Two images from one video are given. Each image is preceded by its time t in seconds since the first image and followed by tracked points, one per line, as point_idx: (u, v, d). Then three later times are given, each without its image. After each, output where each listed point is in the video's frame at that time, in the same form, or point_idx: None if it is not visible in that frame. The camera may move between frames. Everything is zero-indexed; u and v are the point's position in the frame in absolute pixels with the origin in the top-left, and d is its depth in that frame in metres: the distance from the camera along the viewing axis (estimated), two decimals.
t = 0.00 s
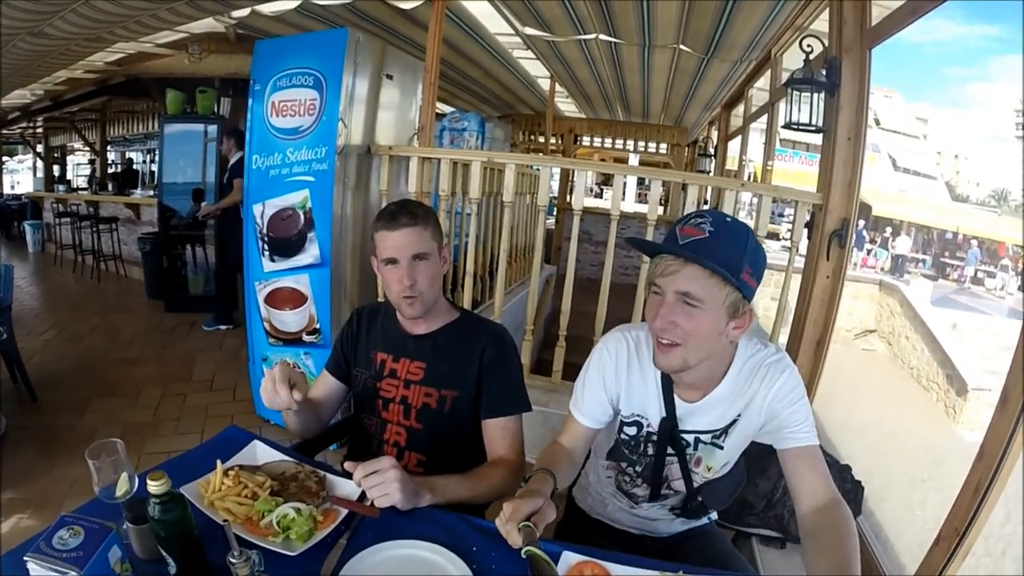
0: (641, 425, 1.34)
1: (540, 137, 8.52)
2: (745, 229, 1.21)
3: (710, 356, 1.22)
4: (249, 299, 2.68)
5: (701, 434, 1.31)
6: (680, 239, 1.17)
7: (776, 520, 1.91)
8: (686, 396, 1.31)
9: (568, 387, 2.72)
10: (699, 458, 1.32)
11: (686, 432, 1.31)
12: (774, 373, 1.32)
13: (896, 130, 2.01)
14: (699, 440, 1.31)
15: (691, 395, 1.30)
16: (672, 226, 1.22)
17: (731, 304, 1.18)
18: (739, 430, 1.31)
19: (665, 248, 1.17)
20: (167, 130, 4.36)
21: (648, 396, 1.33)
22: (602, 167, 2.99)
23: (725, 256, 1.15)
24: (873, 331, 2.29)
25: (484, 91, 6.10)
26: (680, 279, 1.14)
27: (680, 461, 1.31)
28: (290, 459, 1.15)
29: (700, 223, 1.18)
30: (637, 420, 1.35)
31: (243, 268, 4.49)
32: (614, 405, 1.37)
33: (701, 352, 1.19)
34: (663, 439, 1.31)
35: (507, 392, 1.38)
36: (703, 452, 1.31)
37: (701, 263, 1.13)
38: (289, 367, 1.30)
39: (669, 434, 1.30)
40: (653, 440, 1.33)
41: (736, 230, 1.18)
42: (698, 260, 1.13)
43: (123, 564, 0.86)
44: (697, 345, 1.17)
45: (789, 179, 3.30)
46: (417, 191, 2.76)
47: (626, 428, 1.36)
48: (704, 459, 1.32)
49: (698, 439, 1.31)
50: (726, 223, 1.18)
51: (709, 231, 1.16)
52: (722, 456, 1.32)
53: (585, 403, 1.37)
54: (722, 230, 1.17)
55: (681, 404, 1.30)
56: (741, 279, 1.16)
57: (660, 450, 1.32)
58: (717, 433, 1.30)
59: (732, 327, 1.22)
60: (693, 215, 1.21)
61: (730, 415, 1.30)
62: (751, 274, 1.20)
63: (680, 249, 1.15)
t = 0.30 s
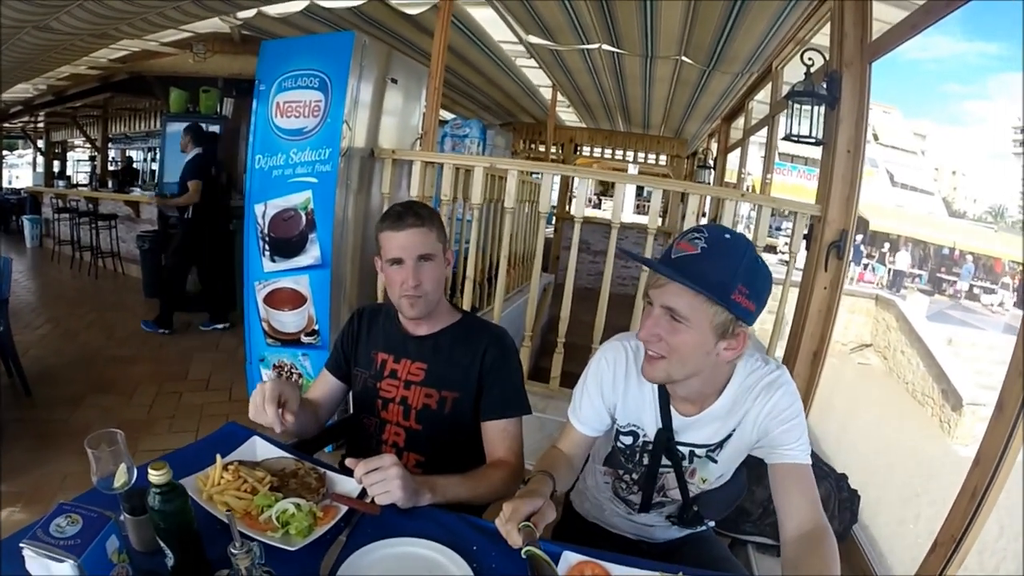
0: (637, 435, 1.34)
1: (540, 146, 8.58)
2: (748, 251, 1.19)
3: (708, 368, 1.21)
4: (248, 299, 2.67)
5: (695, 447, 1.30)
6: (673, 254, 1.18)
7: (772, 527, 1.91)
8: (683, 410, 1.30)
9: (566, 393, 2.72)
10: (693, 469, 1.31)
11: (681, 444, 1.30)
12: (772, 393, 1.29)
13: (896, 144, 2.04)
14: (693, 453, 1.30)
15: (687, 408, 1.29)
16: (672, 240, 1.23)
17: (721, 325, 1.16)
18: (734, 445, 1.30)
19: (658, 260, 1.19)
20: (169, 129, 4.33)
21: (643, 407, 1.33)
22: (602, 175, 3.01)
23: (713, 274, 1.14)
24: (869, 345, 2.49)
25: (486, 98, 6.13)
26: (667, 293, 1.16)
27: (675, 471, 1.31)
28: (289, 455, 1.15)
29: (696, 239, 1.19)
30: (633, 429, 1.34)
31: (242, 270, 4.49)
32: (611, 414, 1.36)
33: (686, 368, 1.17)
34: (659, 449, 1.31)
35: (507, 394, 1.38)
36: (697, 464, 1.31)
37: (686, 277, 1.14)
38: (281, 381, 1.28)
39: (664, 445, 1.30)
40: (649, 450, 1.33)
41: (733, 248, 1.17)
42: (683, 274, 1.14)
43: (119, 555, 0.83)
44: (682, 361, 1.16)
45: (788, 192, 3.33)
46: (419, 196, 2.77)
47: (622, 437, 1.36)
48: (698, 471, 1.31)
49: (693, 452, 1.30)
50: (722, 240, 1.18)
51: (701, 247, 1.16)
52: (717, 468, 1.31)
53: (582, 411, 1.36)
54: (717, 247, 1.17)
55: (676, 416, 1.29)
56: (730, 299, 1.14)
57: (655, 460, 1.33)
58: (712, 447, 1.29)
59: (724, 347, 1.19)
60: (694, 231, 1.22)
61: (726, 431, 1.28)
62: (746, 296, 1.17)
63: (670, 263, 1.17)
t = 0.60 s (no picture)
0: (637, 436, 1.34)
1: (538, 146, 8.60)
2: (744, 261, 1.15)
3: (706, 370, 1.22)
4: (245, 299, 2.66)
5: (695, 449, 1.30)
6: (663, 263, 1.19)
7: (770, 526, 1.91)
8: (684, 411, 1.30)
9: (564, 393, 2.72)
10: (694, 470, 1.31)
11: (681, 445, 1.30)
12: (773, 397, 1.28)
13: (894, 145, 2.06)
14: (694, 454, 1.30)
15: (687, 410, 1.30)
16: (668, 248, 1.23)
17: (709, 335, 1.15)
18: (735, 447, 1.30)
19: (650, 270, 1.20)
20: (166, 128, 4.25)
21: (643, 408, 1.33)
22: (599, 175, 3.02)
23: (698, 283, 1.13)
24: (865, 345, 2.49)
25: (484, 98, 6.13)
26: (656, 303, 1.17)
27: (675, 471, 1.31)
28: (288, 456, 1.15)
29: (686, 247, 1.18)
30: (633, 430, 1.34)
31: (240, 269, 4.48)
32: (611, 415, 1.36)
33: (674, 374, 1.17)
34: (659, 449, 1.31)
35: (506, 394, 1.39)
36: (698, 465, 1.31)
37: (669, 286, 1.14)
38: (282, 382, 1.27)
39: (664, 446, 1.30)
40: (649, 451, 1.33)
41: (722, 256, 1.15)
42: (667, 283, 1.14)
43: (119, 556, 0.83)
44: (669, 367, 1.17)
45: (786, 192, 3.35)
46: (417, 195, 2.77)
47: (622, 438, 1.36)
48: (699, 472, 1.31)
49: (693, 454, 1.30)
50: (712, 248, 1.16)
51: (689, 256, 1.16)
52: (718, 470, 1.31)
53: (583, 412, 1.36)
54: (706, 255, 1.15)
55: (677, 417, 1.30)
56: (715, 310, 1.13)
57: (655, 460, 1.33)
58: (713, 449, 1.29)
59: (714, 357, 1.17)
60: (689, 238, 1.21)
61: (727, 433, 1.28)
62: (736, 308, 1.14)
63: (658, 272, 1.17)
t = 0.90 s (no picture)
0: (638, 438, 1.35)
1: (540, 143, 8.61)
2: (751, 268, 1.15)
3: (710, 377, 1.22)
4: (245, 287, 2.65)
5: (697, 454, 1.30)
6: (671, 268, 1.19)
7: (765, 531, 1.91)
8: (687, 416, 1.30)
9: (562, 392, 2.73)
10: (694, 474, 1.32)
11: (682, 450, 1.31)
12: (778, 403, 1.29)
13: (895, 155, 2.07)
14: (695, 459, 1.31)
15: (690, 415, 1.30)
16: (677, 253, 1.23)
17: (715, 341, 1.15)
18: (736, 454, 1.30)
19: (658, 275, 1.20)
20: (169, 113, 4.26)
21: (645, 412, 1.33)
22: (602, 174, 3.02)
23: (705, 290, 1.13)
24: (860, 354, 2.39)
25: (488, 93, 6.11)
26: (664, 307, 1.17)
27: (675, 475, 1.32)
28: (288, 449, 1.15)
29: (694, 253, 1.18)
30: (635, 433, 1.35)
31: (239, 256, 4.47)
32: (613, 417, 1.37)
33: (680, 380, 1.18)
34: (660, 453, 1.31)
35: (508, 393, 1.39)
36: (698, 469, 1.31)
37: (676, 292, 1.14)
38: (286, 373, 1.27)
39: (666, 450, 1.30)
40: (649, 454, 1.34)
41: (730, 263, 1.14)
42: (674, 289, 1.14)
43: (116, 549, 0.82)
44: (676, 372, 1.18)
45: (787, 199, 3.36)
46: (421, 188, 2.76)
47: (623, 440, 1.37)
48: (699, 477, 1.32)
49: (694, 459, 1.31)
50: (720, 254, 1.15)
51: (697, 262, 1.15)
52: (718, 475, 1.32)
53: (587, 413, 1.36)
54: (713, 261, 1.15)
55: (680, 422, 1.30)
56: (721, 316, 1.13)
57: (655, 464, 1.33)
58: (714, 454, 1.30)
59: (720, 363, 1.18)
60: (697, 244, 1.21)
61: (729, 439, 1.29)
62: (743, 315, 1.14)
63: (665, 278, 1.17)
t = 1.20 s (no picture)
0: (638, 443, 1.36)
1: (541, 145, 8.63)
2: (765, 282, 1.16)
3: (717, 386, 1.22)
4: (242, 274, 2.63)
5: (695, 461, 1.31)
6: (685, 275, 1.20)
7: (756, 541, 1.92)
8: (687, 423, 1.31)
9: (556, 394, 2.73)
10: (691, 482, 1.33)
11: (682, 456, 1.32)
12: (779, 422, 1.30)
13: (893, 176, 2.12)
14: (693, 466, 1.32)
15: (691, 422, 1.31)
16: (691, 260, 1.24)
17: (722, 351, 1.16)
18: (734, 464, 1.31)
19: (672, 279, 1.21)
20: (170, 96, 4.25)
21: (646, 417, 1.34)
22: (605, 180, 3.03)
23: (719, 299, 1.14)
24: (850, 369, 2.56)
25: (492, 93, 6.12)
26: (674, 313, 1.18)
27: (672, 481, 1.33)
28: (287, 440, 1.14)
29: (710, 261, 1.19)
30: (635, 437, 1.36)
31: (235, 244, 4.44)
32: (615, 421, 1.38)
33: (684, 386, 1.19)
34: (659, 458, 1.32)
35: (509, 392, 1.39)
36: (696, 477, 1.32)
37: (691, 298, 1.15)
38: (290, 365, 1.27)
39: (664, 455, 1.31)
40: (648, 459, 1.35)
41: (745, 274, 1.16)
42: (688, 295, 1.15)
43: (112, 537, 0.80)
44: (681, 377, 1.18)
45: (786, 213, 3.40)
46: (424, 184, 2.75)
47: (623, 444, 1.38)
48: (696, 485, 1.33)
49: (692, 466, 1.31)
50: (736, 264, 1.17)
51: (713, 271, 1.16)
52: (715, 483, 1.32)
53: (588, 415, 1.36)
54: (729, 271, 1.16)
55: (681, 429, 1.31)
56: (732, 326, 1.14)
57: (654, 469, 1.34)
58: (712, 463, 1.31)
59: (725, 372, 1.19)
60: (712, 253, 1.22)
61: (727, 449, 1.30)
62: (752, 327, 1.15)
63: (680, 283, 1.18)
